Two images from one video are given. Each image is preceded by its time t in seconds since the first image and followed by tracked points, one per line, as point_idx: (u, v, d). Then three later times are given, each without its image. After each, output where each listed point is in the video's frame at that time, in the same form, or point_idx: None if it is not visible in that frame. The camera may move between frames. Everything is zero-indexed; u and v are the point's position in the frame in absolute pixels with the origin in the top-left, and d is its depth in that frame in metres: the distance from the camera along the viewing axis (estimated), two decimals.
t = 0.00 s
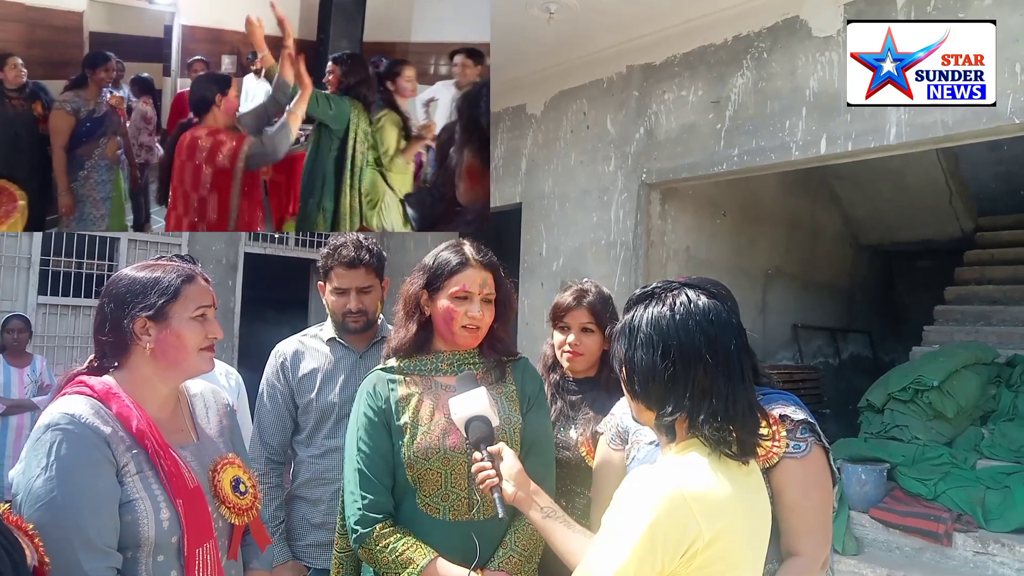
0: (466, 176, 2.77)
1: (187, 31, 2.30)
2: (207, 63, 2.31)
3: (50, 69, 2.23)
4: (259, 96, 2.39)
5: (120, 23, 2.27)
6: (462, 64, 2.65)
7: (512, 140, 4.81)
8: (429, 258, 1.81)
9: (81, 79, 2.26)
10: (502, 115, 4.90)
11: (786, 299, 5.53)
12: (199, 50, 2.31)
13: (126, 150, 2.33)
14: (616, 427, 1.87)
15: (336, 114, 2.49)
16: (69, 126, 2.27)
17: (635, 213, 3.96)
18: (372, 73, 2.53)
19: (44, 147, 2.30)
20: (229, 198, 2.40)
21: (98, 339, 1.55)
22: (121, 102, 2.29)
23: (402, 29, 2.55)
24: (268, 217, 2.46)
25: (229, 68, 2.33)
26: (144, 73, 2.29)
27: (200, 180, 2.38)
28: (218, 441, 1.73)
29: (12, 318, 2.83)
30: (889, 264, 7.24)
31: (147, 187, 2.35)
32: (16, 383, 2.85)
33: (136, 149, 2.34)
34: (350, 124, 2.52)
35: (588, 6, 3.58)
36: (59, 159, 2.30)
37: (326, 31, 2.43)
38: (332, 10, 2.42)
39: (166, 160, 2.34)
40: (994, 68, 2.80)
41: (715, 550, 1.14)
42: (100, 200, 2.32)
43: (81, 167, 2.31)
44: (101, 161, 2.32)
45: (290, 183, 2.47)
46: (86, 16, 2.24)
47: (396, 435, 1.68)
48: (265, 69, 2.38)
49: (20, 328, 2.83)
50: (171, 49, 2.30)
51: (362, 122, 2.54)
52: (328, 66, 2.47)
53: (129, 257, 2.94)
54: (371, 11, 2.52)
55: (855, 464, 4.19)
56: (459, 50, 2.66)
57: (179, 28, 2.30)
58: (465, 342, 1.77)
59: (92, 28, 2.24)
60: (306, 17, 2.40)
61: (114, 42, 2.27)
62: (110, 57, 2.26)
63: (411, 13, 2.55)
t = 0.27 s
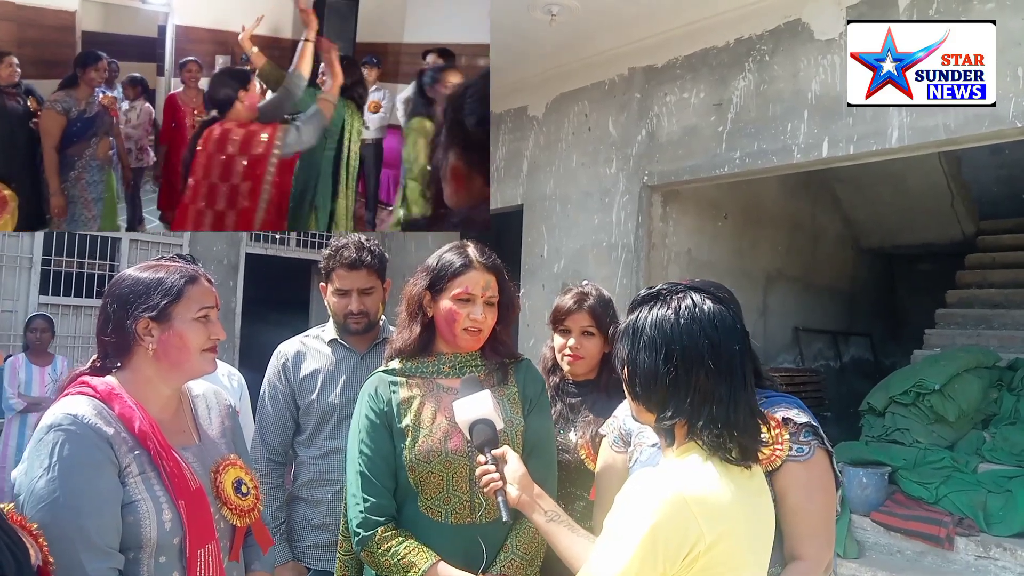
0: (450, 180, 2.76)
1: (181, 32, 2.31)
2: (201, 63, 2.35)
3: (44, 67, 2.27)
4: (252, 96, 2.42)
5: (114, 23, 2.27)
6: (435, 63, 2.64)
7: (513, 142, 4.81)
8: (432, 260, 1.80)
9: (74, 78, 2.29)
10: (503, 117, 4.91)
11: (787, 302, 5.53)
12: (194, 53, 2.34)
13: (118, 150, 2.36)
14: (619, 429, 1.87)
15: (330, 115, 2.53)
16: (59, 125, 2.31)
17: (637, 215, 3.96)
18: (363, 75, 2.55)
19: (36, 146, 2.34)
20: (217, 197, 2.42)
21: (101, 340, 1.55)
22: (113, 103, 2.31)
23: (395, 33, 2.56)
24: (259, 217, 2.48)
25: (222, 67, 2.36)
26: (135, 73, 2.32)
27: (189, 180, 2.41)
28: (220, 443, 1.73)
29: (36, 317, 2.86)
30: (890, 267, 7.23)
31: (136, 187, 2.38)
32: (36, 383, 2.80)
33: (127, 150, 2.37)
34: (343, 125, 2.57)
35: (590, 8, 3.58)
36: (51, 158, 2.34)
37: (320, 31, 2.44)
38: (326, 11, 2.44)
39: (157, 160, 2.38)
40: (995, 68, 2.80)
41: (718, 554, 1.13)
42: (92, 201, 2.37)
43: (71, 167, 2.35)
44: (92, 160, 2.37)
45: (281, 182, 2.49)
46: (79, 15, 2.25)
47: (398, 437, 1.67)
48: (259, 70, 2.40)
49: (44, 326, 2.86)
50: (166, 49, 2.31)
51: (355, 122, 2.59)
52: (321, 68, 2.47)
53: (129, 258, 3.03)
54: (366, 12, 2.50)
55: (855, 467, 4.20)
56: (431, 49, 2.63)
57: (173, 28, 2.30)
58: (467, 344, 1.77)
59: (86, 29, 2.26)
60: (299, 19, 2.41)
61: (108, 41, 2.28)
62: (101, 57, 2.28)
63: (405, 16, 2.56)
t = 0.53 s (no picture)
0: (454, 186, 2.82)
1: (183, 35, 2.30)
2: (204, 67, 2.34)
3: (46, 73, 2.23)
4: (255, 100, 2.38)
5: (117, 27, 2.27)
6: (426, 64, 2.60)
7: (515, 141, 4.81)
8: (433, 257, 1.80)
9: (75, 83, 2.26)
10: (505, 116, 4.90)
11: (789, 301, 5.52)
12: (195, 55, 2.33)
13: (121, 155, 2.35)
14: (621, 428, 1.86)
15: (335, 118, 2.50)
16: (61, 130, 2.28)
17: (639, 214, 3.95)
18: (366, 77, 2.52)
19: (35, 152, 2.29)
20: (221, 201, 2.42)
21: (104, 338, 1.55)
22: (117, 108, 2.30)
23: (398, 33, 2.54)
24: (261, 222, 2.46)
25: (226, 70, 2.35)
26: (135, 78, 2.30)
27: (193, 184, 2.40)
28: (222, 441, 1.73)
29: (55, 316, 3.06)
30: (892, 266, 7.22)
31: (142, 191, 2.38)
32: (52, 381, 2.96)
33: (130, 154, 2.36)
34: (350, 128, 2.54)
35: (592, 7, 3.58)
36: (53, 164, 2.30)
37: (324, 32, 2.42)
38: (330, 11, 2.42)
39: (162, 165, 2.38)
40: (994, 68, 2.80)
41: (720, 553, 1.13)
42: (95, 207, 2.35)
43: (73, 173, 2.32)
44: (93, 166, 2.35)
45: (284, 186, 2.47)
46: (81, 20, 2.25)
47: (400, 435, 1.67)
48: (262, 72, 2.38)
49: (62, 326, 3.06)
50: (168, 52, 2.30)
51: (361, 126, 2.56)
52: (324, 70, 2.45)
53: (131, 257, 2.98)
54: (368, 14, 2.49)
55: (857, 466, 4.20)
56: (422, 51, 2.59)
57: (174, 31, 2.29)
58: (471, 340, 1.76)
59: (88, 33, 2.25)
60: (302, 20, 2.39)
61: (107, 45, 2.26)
62: (103, 61, 2.26)
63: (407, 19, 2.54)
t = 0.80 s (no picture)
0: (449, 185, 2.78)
1: (179, 33, 2.36)
2: (201, 65, 2.39)
3: (40, 71, 2.32)
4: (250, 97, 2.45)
5: (112, 24, 2.33)
6: (416, 63, 2.61)
7: (515, 142, 4.82)
8: (432, 258, 1.80)
9: (71, 81, 2.33)
10: (506, 117, 4.91)
11: (790, 302, 5.52)
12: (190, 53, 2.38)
13: (116, 153, 2.40)
14: (623, 429, 1.87)
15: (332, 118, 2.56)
16: (56, 128, 2.35)
17: (639, 215, 3.96)
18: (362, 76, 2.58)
19: (29, 151, 2.37)
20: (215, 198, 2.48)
21: (106, 339, 1.56)
22: (112, 106, 2.36)
23: (395, 32, 2.58)
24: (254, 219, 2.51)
25: (223, 68, 2.40)
26: (131, 76, 2.36)
27: (187, 181, 2.47)
28: (224, 442, 1.73)
29: (64, 319, 3.04)
30: (893, 267, 7.22)
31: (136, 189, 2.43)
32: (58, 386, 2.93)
33: (125, 152, 2.41)
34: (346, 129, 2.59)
35: (593, 8, 3.58)
36: (47, 162, 2.37)
37: (320, 30, 2.48)
38: (326, 10, 2.47)
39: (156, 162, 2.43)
40: (994, 68, 2.80)
41: (722, 555, 1.13)
42: (88, 205, 2.41)
43: (68, 172, 2.39)
44: (88, 164, 2.41)
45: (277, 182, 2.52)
46: (76, 18, 2.31)
47: (402, 435, 1.68)
48: (259, 71, 2.44)
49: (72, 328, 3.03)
50: (164, 49, 2.36)
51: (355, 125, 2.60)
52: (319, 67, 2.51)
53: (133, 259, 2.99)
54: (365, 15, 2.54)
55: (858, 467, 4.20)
56: (412, 49, 2.61)
57: (171, 29, 2.35)
58: (472, 340, 1.76)
59: (82, 31, 2.32)
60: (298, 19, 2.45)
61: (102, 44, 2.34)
62: (98, 59, 2.33)
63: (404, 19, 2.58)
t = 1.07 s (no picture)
0: (449, 188, 2.89)
1: (180, 35, 2.44)
2: (202, 67, 2.48)
3: (41, 75, 2.40)
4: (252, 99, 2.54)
5: (114, 26, 2.42)
6: (418, 64, 2.69)
7: (517, 144, 4.82)
8: (432, 258, 1.80)
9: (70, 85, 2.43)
10: (508, 118, 4.92)
11: (792, 303, 5.52)
12: (192, 54, 2.47)
13: (117, 154, 2.52)
14: (627, 430, 1.87)
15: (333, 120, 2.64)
16: (57, 131, 2.46)
17: (641, 217, 3.96)
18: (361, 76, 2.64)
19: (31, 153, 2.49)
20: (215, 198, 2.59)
21: (109, 341, 1.56)
22: (112, 108, 2.46)
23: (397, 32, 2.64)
24: (253, 217, 2.62)
25: (223, 71, 2.49)
26: (134, 79, 2.46)
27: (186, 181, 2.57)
28: (227, 443, 1.73)
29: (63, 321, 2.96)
30: (896, 269, 7.21)
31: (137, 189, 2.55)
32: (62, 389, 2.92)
33: (125, 153, 2.53)
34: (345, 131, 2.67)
35: (595, 10, 3.59)
36: (48, 164, 2.49)
37: (321, 33, 2.54)
38: (327, 11, 2.52)
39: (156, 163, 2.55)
40: (994, 68, 2.80)
41: (725, 557, 1.13)
42: (88, 207, 2.51)
43: (69, 174, 2.50)
44: (88, 167, 2.53)
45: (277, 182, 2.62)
46: (78, 20, 2.40)
47: (405, 436, 1.67)
48: (260, 72, 2.51)
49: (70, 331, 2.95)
50: (165, 51, 2.45)
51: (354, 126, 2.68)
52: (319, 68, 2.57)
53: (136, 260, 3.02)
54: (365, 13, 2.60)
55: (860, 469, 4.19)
56: (414, 49, 2.67)
57: (172, 31, 2.44)
58: (474, 340, 1.77)
59: (83, 33, 2.40)
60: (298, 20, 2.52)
61: (104, 46, 2.43)
62: (98, 62, 2.43)
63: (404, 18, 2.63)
